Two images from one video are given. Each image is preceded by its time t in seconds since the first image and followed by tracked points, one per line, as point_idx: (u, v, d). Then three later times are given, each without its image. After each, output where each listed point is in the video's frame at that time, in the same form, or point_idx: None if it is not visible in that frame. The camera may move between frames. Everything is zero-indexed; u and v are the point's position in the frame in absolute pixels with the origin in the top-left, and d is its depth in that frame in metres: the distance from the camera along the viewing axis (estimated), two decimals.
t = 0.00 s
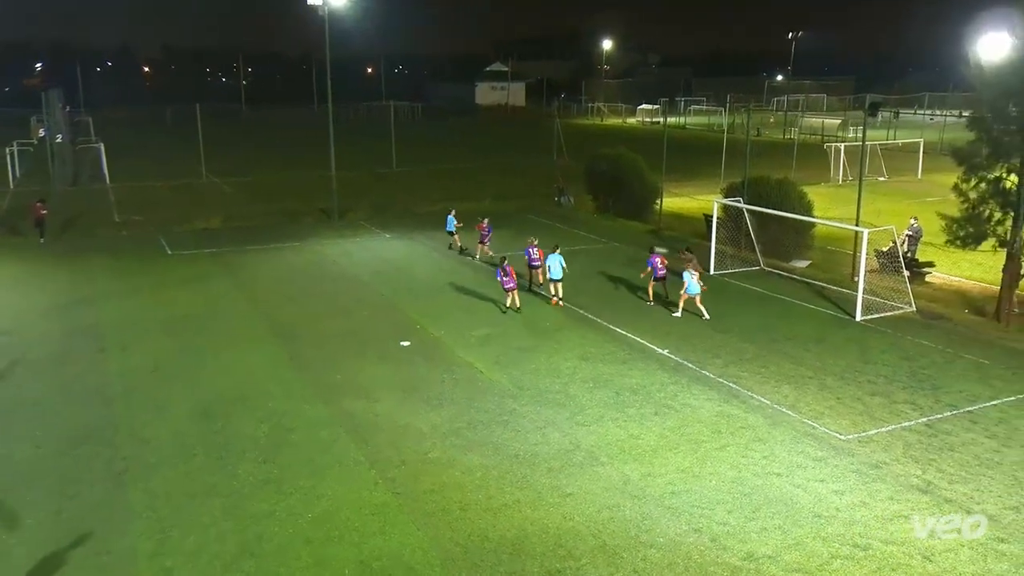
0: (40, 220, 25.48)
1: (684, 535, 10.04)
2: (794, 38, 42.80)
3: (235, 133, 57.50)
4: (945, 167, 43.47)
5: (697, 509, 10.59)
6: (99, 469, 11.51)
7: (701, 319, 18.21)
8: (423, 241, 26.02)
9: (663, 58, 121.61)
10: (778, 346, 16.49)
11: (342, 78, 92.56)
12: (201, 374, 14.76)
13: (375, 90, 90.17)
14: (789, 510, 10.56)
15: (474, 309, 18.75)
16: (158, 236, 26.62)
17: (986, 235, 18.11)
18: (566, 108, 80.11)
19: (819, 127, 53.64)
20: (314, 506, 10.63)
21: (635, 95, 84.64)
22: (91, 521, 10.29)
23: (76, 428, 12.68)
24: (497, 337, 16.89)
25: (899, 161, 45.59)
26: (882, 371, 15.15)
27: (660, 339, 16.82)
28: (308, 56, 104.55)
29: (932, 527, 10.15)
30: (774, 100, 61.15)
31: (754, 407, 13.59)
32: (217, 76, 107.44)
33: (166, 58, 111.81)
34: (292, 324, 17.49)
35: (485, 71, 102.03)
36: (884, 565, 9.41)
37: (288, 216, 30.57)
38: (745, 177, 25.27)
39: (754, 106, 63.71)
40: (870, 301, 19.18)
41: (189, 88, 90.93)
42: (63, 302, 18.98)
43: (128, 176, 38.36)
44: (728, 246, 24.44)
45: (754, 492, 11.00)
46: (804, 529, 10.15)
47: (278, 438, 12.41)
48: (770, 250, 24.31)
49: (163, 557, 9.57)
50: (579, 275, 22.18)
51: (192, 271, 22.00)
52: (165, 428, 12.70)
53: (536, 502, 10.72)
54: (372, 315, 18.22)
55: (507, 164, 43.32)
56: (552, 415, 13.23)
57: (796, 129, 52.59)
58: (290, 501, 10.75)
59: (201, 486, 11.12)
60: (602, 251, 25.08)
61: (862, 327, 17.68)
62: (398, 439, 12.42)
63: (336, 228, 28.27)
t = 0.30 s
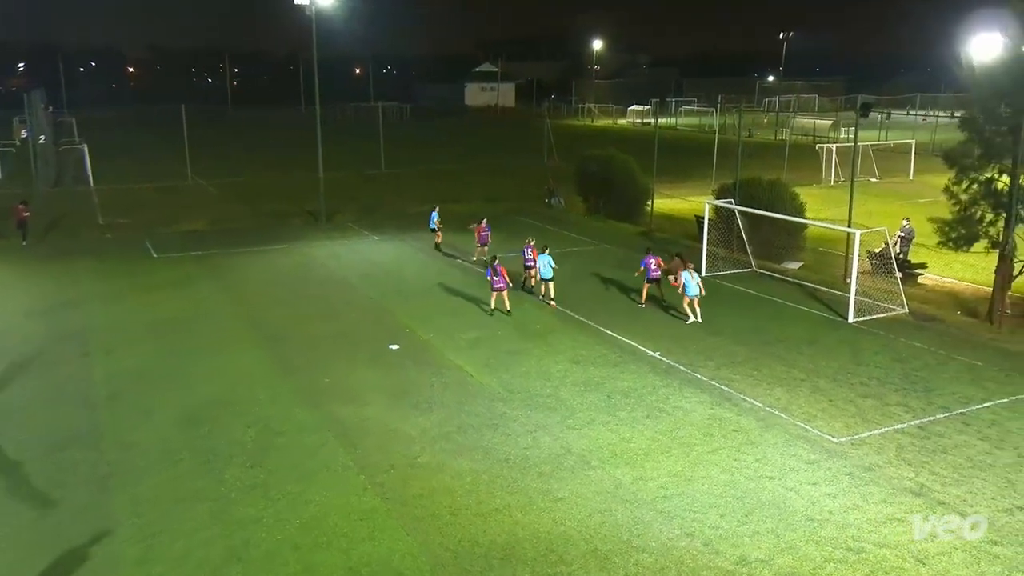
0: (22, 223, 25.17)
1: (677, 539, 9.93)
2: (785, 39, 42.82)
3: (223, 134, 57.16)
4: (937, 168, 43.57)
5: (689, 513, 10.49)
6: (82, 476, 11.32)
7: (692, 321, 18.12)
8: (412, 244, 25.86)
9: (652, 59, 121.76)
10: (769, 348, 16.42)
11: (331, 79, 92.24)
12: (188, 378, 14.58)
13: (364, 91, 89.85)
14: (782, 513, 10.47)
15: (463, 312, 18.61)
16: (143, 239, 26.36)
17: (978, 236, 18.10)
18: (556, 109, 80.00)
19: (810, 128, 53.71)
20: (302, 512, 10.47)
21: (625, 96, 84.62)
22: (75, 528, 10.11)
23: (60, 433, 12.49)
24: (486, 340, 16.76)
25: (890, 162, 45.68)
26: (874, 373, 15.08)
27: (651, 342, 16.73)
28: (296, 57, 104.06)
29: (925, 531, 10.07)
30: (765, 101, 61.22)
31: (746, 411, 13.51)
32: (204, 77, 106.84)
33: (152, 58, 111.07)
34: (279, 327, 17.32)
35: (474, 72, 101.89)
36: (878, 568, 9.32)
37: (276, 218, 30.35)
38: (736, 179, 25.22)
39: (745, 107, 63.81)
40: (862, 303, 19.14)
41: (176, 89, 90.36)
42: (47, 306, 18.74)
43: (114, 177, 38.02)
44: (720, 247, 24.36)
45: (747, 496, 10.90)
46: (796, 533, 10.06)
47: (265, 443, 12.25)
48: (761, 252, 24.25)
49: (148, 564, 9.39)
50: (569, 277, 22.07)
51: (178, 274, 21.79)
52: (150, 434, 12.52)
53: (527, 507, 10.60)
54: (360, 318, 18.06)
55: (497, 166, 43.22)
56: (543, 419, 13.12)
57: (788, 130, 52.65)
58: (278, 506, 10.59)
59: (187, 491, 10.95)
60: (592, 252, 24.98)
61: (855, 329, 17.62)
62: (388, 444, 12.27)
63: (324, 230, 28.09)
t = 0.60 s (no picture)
0: (11, 225, 25.03)
1: (672, 543, 9.85)
2: (779, 40, 42.85)
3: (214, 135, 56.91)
4: (931, 170, 43.64)
5: (684, 516, 10.41)
6: (71, 481, 11.19)
7: (686, 323, 18.06)
8: (405, 246, 25.75)
9: (646, 60, 121.92)
10: (764, 350, 16.36)
11: (323, 81, 92.02)
12: (178, 382, 14.46)
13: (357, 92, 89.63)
14: (777, 517, 10.39)
15: (457, 315, 18.51)
16: (133, 242, 26.20)
17: (973, 238, 18.06)
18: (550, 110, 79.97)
19: (805, 129, 53.77)
20: (294, 517, 10.37)
21: (619, 96, 84.68)
22: (63, 534, 9.99)
23: (48, 439, 12.35)
24: (479, 343, 16.67)
25: (884, 163, 45.75)
26: (870, 375, 15.03)
27: (645, 344, 16.66)
28: (288, 58, 103.82)
29: (922, 534, 10.01)
30: (760, 102, 61.26)
31: (741, 413, 13.45)
32: (196, 78, 106.53)
33: (142, 59, 110.51)
34: (270, 331, 17.21)
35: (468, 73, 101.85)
36: (873, 572, 9.26)
37: (267, 220, 30.19)
38: (731, 180, 25.17)
39: (739, 109, 63.89)
40: (857, 305, 19.09)
41: (167, 91, 89.95)
42: (35, 310, 18.59)
43: (104, 180, 37.78)
44: (714, 249, 24.30)
45: (742, 499, 10.83)
46: (792, 537, 9.98)
47: (257, 447, 12.15)
48: (756, 254, 24.22)
49: (138, 570, 9.27)
50: (563, 279, 21.98)
51: (168, 277, 21.67)
52: (140, 439, 12.39)
53: (520, 511, 10.50)
54: (353, 322, 17.96)
55: (492, 167, 43.12)
56: (537, 422, 13.03)
57: (783, 132, 52.72)
58: (269, 512, 10.47)
59: (176, 497, 10.84)
60: (587, 254, 24.92)
61: (850, 331, 17.56)
62: (380, 448, 12.18)
63: (316, 232, 27.95)
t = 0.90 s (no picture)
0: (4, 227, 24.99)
1: (670, 546, 9.78)
2: (777, 41, 42.83)
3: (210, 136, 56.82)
4: (930, 171, 43.64)
5: (682, 519, 10.35)
6: (64, 484, 11.11)
7: (684, 325, 18.01)
8: (401, 247, 25.68)
9: (642, 60, 121.94)
10: (762, 352, 16.32)
11: (320, 81, 91.94)
12: (173, 385, 14.38)
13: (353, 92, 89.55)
14: (776, 520, 10.32)
15: (454, 317, 18.43)
16: (127, 243, 26.12)
17: (972, 239, 18.03)
18: (547, 111, 79.96)
19: (803, 130, 53.77)
20: (289, 520, 10.29)
21: (616, 97, 84.68)
22: (56, 538, 9.91)
23: (43, 441, 12.28)
24: (476, 345, 16.59)
25: (882, 164, 45.74)
26: (868, 376, 14.98)
27: (643, 346, 16.61)
28: (284, 58, 103.71)
29: (921, 536, 9.95)
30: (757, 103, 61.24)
31: (739, 415, 13.39)
32: (191, 78, 106.37)
33: (137, 60, 110.28)
34: (266, 332, 17.13)
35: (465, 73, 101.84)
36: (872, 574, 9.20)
37: (263, 221, 30.12)
38: (729, 181, 25.12)
39: (737, 109, 63.90)
40: (856, 306, 19.05)
41: (162, 91, 89.75)
42: (28, 312, 18.50)
43: (98, 180, 37.67)
44: (712, 250, 24.25)
45: (740, 502, 10.77)
46: (791, 539, 9.92)
47: (252, 450, 12.06)
48: (754, 254, 24.17)
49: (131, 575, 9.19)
50: (560, 280, 21.92)
51: (163, 278, 21.60)
52: (134, 442, 12.30)
53: (517, 514, 10.43)
54: (349, 323, 17.89)
55: (489, 168, 43.06)
56: (534, 425, 12.96)
57: (781, 132, 52.71)
58: (264, 515, 10.39)
59: (171, 500, 10.75)
60: (585, 255, 24.87)
61: (848, 332, 17.50)
62: (376, 450, 12.10)
63: (313, 233, 27.88)
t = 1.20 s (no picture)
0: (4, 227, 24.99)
1: (669, 546, 9.78)
2: (778, 40, 42.83)
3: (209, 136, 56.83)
4: (930, 171, 43.64)
5: (683, 519, 10.34)
6: (65, 484, 11.11)
7: (684, 325, 18.00)
8: (401, 247, 25.68)
9: (642, 60, 122.06)
10: (762, 351, 16.33)
11: (319, 81, 91.95)
12: (172, 384, 14.37)
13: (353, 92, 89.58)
14: (776, 520, 10.32)
15: (452, 317, 18.40)
16: (127, 243, 26.13)
17: (972, 239, 18.02)
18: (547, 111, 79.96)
19: (803, 130, 53.75)
20: (288, 521, 10.28)
21: (616, 97, 84.72)
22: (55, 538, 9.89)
23: (42, 441, 12.28)
24: (476, 345, 16.59)
25: (883, 164, 45.74)
26: (868, 376, 14.99)
27: (643, 346, 16.61)
28: (283, 58, 103.71)
29: (920, 536, 9.96)
30: (758, 103, 61.24)
31: (738, 415, 13.40)
32: (190, 78, 106.41)
33: (135, 59, 110.15)
34: (265, 332, 17.13)
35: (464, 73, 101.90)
36: (872, 574, 9.20)
37: (262, 221, 30.14)
38: (729, 181, 25.11)
39: (736, 109, 63.97)
40: (856, 306, 19.05)
41: (161, 91, 89.67)
42: (28, 312, 18.50)
43: (97, 181, 37.65)
44: (712, 250, 24.27)
45: (741, 501, 10.77)
46: (791, 539, 9.92)
47: (251, 451, 12.05)
48: (754, 254, 24.17)
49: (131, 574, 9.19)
50: (560, 280, 21.93)
51: (162, 278, 21.61)
52: (132, 442, 12.29)
53: (518, 514, 10.43)
54: (349, 323, 17.90)
55: (488, 168, 43.06)
56: (534, 424, 12.96)
57: (781, 132, 52.73)
58: (264, 516, 10.38)
59: (170, 500, 10.76)
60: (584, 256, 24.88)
61: (848, 332, 17.51)
62: (375, 450, 12.10)
63: (312, 233, 27.88)
